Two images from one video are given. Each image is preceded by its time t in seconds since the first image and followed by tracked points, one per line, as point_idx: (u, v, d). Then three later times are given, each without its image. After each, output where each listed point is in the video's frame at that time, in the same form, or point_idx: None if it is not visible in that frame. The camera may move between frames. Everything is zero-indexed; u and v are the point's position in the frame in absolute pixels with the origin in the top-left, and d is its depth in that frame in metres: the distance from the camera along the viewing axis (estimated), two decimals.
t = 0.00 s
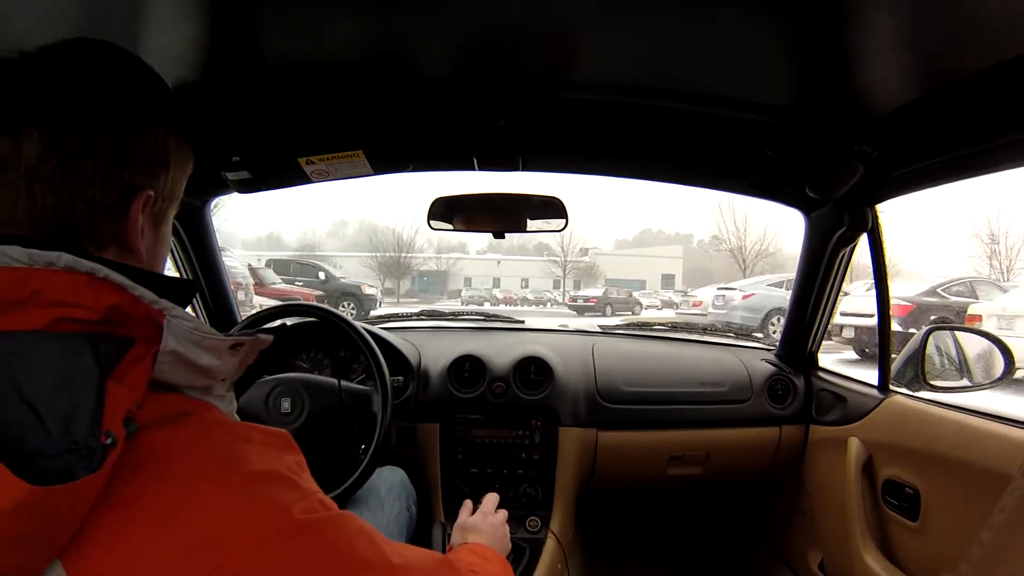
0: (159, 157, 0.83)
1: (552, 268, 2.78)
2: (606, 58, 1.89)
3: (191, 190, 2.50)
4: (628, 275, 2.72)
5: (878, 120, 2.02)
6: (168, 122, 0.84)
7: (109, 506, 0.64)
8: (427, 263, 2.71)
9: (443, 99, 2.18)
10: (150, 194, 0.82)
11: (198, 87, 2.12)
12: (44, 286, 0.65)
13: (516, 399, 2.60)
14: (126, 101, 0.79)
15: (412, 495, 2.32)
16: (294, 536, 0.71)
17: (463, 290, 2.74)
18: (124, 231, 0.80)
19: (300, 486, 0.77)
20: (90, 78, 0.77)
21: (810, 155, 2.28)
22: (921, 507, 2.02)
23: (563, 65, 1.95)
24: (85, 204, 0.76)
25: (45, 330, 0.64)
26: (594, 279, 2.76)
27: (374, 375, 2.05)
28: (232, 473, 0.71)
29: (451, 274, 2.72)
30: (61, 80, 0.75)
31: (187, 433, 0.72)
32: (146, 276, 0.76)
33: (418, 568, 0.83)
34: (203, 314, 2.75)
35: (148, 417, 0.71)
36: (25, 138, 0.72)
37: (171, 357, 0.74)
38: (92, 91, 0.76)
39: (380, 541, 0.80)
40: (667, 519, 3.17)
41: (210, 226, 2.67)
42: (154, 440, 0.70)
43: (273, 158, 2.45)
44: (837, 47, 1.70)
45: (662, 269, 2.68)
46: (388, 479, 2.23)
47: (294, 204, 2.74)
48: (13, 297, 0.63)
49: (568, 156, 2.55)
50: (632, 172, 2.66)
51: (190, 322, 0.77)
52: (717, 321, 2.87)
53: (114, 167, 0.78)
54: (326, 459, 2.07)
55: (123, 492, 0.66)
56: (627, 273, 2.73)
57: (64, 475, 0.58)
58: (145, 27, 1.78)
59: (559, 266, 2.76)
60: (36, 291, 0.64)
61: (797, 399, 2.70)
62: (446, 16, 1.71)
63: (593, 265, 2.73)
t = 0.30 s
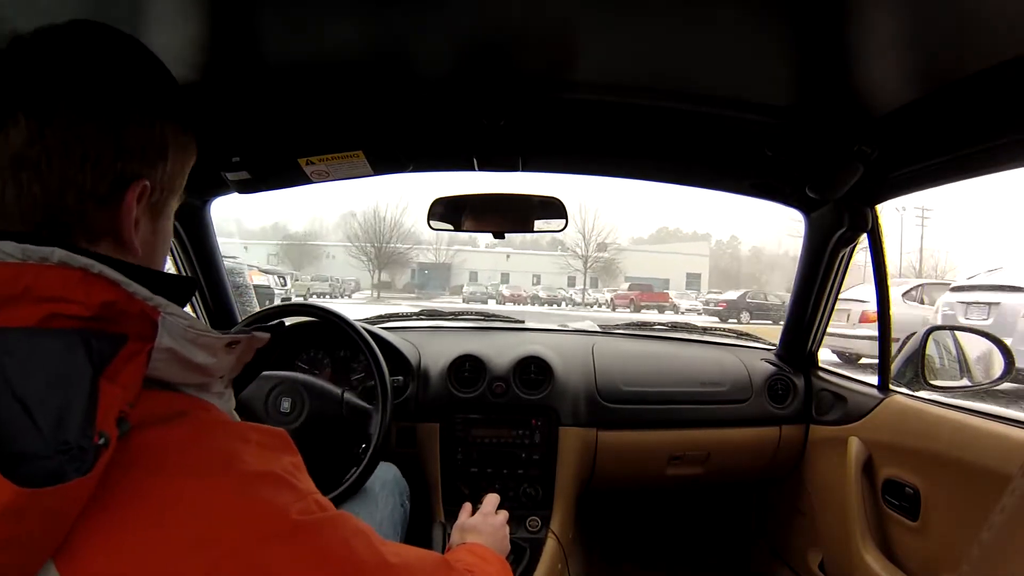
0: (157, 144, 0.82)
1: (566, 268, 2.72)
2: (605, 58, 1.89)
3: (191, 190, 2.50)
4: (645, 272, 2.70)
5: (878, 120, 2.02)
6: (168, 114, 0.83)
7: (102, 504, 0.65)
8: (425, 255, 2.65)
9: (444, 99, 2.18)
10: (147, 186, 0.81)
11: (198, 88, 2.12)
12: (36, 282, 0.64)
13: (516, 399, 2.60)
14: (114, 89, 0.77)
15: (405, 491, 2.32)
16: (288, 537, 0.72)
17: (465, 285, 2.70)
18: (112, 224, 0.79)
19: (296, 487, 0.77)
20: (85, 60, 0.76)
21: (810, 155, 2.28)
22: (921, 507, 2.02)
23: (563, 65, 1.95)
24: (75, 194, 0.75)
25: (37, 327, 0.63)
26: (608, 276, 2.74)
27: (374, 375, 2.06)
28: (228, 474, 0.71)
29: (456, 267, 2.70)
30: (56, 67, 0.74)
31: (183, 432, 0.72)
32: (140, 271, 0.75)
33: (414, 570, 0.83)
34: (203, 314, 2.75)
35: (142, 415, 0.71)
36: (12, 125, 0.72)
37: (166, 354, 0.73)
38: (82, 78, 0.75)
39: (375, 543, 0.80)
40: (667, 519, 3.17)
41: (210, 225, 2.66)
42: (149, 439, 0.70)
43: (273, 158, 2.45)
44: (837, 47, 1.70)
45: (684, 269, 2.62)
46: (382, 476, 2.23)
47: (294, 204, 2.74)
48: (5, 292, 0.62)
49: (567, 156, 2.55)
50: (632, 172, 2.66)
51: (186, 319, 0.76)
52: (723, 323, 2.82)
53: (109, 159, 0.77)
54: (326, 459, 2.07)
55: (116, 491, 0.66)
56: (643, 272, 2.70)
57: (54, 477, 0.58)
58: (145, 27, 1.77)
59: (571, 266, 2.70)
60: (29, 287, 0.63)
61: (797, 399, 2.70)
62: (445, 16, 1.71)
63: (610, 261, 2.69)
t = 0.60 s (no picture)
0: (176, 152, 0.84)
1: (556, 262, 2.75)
2: (605, 58, 1.89)
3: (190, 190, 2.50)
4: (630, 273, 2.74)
5: (878, 120, 2.02)
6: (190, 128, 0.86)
7: (112, 507, 0.65)
8: (378, 247, 2.56)
9: (443, 99, 2.17)
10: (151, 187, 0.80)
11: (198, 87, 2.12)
12: (63, 285, 0.64)
13: (516, 399, 2.60)
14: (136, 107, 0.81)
15: (405, 493, 2.32)
16: (296, 543, 0.71)
17: (425, 280, 2.69)
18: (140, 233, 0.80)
19: (306, 491, 0.76)
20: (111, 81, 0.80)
21: (810, 155, 2.28)
22: (921, 507, 2.02)
23: (563, 65, 1.95)
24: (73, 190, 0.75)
25: (59, 329, 0.63)
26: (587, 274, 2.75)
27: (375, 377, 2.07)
28: (239, 479, 0.71)
29: (417, 260, 2.63)
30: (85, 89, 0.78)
31: (194, 437, 0.72)
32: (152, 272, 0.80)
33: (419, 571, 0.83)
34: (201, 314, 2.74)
35: (157, 424, 0.72)
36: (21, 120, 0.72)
37: (185, 367, 0.74)
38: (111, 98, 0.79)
39: (384, 547, 0.80)
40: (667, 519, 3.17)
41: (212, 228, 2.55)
42: (161, 445, 0.70)
43: (273, 158, 2.45)
44: (837, 47, 1.70)
45: (675, 263, 2.69)
46: (382, 478, 2.23)
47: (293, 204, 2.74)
48: (31, 291, 0.62)
49: (567, 156, 2.55)
50: (632, 172, 2.66)
51: (208, 335, 0.76)
52: (718, 320, 2.84)
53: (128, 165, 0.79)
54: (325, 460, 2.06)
55: (127, 494, 0.66)
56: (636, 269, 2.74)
57: (66, 481, 0.57)
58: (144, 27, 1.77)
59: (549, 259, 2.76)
60: (56, 288, 0.64)
61: (797, 399, 2.70)
62: (446, 16, 1.71)
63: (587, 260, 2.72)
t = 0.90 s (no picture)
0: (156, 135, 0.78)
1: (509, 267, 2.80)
2: (605, 58, 1.89)
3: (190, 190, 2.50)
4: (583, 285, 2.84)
5: (878, 120, 2.02)
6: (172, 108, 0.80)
7: (102, 521, 0.65)
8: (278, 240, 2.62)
9: (444, 99, 2.17)
10: (137, 176, 0.77)
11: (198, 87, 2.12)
12: (51, 289, 0.64)
13: (516, 399, 2.60)
14: (114, 83, 0.75)
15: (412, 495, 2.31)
16: (288, 557, 0.71)
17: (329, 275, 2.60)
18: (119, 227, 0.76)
19: (304, 499, 0.75)
20: (87, 52, 0.74)
21: (810, 155, 2.28)
22: (921, 507, 2.02)
23: (563, 65, 1.95)
24: (56, 195, 0.72)
25: (45, 335, 0.63)
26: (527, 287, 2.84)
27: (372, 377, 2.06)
28: (230, 493, 0.70)
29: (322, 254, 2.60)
30: (55, 60, 0.72)
31: (188, 443, 0.71)
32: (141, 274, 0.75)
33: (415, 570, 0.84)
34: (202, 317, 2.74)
35: (149, 434, 0.69)
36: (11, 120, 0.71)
37: (177, 375, 0.72)
38: (86, 72, 0.73)
39: (379, 554, 0.79)
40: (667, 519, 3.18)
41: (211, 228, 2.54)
42: (153, 454, 0.68)
43: (274, 159, 2.45)
44: (837, 47, 1.70)
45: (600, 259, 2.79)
46: (383, 477, 2.23)
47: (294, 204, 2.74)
48: (19, 297, 0.63)
49: (567, 156, 2.55)
50: (632, 172, 2.66)
51: (199, 343, 0.74)
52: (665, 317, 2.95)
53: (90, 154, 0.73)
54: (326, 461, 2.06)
55: (116, 508, 0.65)
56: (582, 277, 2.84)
57: (56, 493, 0.58)
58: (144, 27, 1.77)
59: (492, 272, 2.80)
60: (43, 293, 0.64)
61: (797, 399, 2.70)
62: (445, 16, 1.71)
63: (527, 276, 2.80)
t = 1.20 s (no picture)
0: (153, 153, 0.79)
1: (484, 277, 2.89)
2: (605, 58, 1.89)
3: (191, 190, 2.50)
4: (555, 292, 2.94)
5: (878, 120, 2.02)
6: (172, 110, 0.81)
7: (110, 535, 0.64)
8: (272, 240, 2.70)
9: (444, 99, 2.17)
10: (111, 180, 0.75)
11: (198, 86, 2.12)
12: (50, 296, 0.63)
13: (516, 399, 2.60)
14: (115, 94, 0.75)
15: (405, 493, 2.31)
16: (293, 567, 0.70)
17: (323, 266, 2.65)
18: (92, 229, 0.75)
19: (306, 508, 0.75)
20: (92, 57, 0.74)
21: (810, 155, 2.28)
22: (921, 507, 2.02)
23: (563, 65, 1.95)
24: (30, 198, 0.72)
25: (45, 342, 0.62)
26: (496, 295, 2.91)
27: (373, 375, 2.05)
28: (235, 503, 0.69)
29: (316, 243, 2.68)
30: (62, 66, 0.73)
31: (192, 454, 0.71)
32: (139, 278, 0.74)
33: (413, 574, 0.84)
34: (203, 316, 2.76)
35: (156, 442, 0.70)
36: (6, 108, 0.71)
37: (182, 384, 0.72)
38: (94, 85, 0.74)
39: (380, 560, 0.80)
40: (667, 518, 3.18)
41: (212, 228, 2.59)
42: (160, 463, 0.68)
43: (274, 158, 2.45)
44: (837, 47, 1.70)
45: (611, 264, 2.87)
46: (383, 477, 2.24)
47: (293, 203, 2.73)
48: (15, 302, 0.62)
49: (568, 156, 2.55)
50: (632, 172, 2.66)
51: (203, 354, 0.76)
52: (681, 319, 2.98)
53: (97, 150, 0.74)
54: (325, 459, 2.08)
55: (124, 521, 0.65)
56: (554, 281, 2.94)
57: (64, 505, 0.58)
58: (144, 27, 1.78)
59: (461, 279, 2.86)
60: (41, 300, 0.63)
61: (797, 399, 2.70)
62: (445, 16, 1.71)
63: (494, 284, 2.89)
